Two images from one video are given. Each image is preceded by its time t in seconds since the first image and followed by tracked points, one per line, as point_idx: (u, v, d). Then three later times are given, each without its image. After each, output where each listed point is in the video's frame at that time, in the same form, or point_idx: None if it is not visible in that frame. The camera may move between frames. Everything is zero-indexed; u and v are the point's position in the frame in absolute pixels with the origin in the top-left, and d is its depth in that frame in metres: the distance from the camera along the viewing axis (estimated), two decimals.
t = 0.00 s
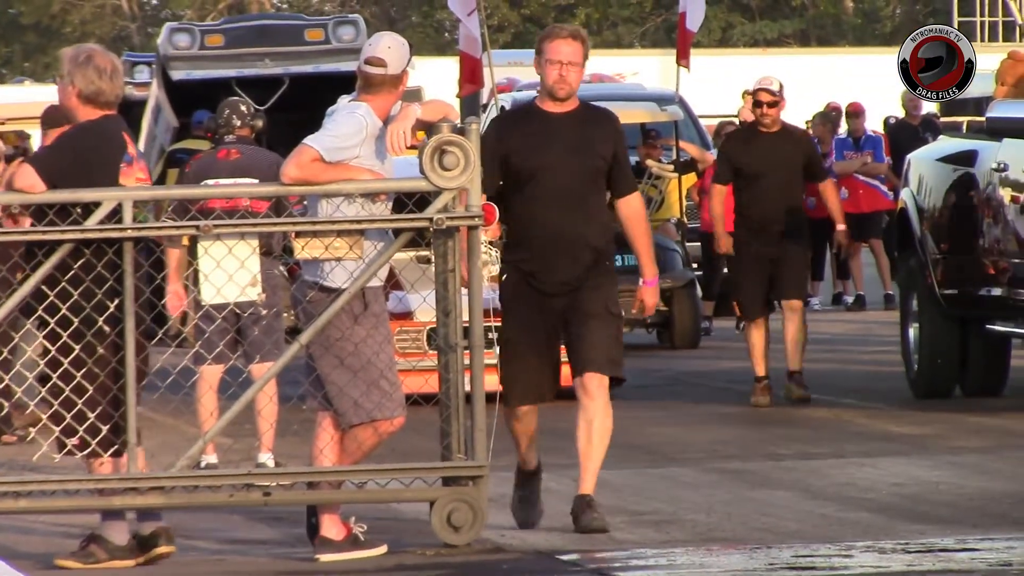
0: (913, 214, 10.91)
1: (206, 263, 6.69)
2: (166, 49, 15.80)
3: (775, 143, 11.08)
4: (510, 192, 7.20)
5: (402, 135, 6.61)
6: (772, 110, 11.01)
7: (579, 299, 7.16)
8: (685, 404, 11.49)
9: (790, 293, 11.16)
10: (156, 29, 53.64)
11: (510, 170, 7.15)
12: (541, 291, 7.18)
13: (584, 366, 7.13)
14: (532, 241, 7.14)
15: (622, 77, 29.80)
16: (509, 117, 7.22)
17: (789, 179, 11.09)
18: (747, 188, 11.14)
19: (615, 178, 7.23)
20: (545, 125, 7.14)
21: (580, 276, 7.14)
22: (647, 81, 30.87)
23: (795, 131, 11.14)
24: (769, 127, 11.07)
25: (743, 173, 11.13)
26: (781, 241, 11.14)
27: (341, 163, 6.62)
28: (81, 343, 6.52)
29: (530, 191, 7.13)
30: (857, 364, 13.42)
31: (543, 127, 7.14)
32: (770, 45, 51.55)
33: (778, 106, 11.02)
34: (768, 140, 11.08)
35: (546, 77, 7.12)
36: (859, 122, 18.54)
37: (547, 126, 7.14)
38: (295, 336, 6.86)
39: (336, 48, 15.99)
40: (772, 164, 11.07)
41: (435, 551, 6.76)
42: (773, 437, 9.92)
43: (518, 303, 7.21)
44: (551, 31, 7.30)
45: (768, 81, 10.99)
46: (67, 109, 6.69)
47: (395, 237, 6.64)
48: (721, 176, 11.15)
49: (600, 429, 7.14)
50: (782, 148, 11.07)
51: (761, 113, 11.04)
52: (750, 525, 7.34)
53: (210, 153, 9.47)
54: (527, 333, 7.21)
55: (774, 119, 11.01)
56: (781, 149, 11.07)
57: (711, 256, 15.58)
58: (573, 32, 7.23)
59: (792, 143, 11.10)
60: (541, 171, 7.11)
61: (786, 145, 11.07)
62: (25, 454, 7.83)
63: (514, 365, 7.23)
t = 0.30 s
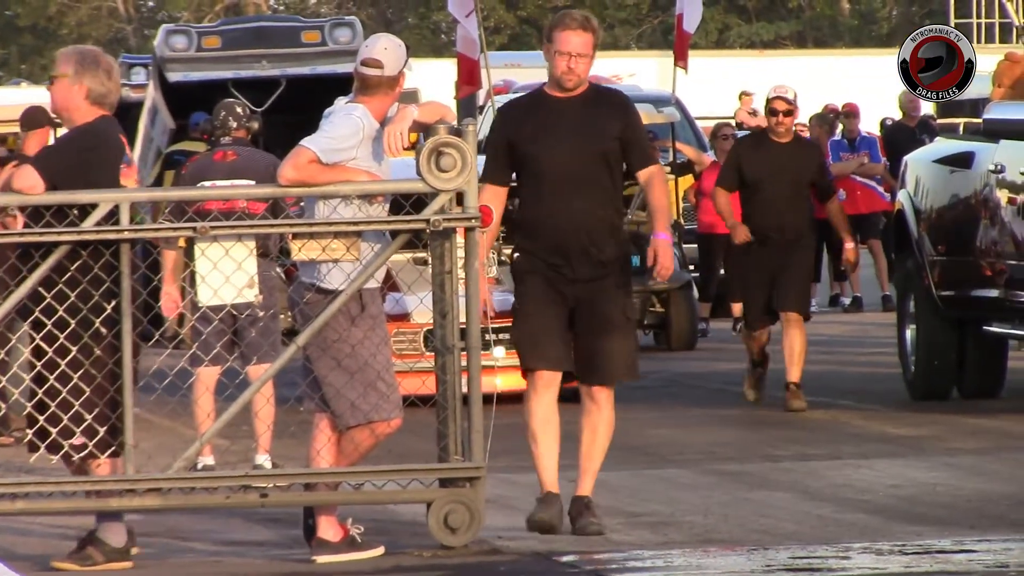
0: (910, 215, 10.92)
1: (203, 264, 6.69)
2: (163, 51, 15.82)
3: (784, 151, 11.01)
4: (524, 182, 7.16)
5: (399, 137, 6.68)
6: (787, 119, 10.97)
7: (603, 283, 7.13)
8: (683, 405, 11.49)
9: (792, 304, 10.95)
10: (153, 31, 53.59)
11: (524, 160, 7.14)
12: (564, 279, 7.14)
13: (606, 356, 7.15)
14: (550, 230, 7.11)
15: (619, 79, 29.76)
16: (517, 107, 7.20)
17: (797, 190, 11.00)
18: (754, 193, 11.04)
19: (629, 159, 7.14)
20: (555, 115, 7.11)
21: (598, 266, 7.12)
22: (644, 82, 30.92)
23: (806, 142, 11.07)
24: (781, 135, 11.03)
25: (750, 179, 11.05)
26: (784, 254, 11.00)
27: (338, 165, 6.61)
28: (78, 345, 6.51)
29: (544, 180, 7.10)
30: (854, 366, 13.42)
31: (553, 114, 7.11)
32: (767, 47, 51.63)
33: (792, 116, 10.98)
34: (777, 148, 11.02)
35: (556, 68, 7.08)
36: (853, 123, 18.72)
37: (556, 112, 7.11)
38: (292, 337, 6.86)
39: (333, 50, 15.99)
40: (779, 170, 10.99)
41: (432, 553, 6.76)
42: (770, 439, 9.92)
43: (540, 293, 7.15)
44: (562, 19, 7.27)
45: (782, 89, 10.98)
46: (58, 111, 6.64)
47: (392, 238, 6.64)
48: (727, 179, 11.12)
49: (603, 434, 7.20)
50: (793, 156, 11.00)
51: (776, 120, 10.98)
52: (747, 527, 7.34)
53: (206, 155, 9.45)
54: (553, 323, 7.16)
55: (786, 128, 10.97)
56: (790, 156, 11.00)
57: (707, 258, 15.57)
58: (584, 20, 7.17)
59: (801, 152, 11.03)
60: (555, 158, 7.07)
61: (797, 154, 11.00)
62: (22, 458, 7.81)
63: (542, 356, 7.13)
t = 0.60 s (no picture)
0: (907, 213, 10.93)
1: (201, 263, 6.69)
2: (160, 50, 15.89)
3: (781, 150, 10.89)
4: (526, 197, 6.95)
5: (396, 135, 6.64)
6: (779, 123, 10.87)
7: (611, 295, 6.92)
8: (679, 404, 11.50)
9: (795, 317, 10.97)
10: (150, 29, 53.55)
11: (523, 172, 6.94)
12: (571, 294, 6.93)
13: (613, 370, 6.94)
14: (556, 245, 6.89)
15: (616, 77, 29.75)
16: (515, 121, 6.99)
17: (796, 187, 10.86)
18: (754, 195, 10.92)
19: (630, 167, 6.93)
20: (553, 125, 6.91)
21: (600, 277, 6.91)
22: (641, 81, 30.99)
23: (805, 137, 10.94)
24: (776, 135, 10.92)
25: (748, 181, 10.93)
26: (788, 255, 10.88)
27: (336, 163, 6.61)
28: (75, 344, 6.52)
29: (547, 195, 6.88)
30: (850, 364, 13.44)
31: (551, 126, 6.91)
32: (764, 45, 51.68)
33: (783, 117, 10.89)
34: (775, 147, 10.90)
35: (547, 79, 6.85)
36: (850, 120, 18.75)
37: (555, 124, 6.90)
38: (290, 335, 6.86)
39: (330, 48, 15.99)
40: (779, 169, 10.86)
41: (429, 551, 6.76)
42: (767, 437, 9.92)
43: (547, 309, 6.93)
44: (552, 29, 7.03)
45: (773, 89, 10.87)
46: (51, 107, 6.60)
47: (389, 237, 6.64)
48: (723, 182, 11.05)
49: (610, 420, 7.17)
50: (790, 154, 10.88)
51: (767, 125, 10.88)
52: (745, 525, 7.35)
53: (202, 153, 9.46)
54: (562, 339, 6.94)
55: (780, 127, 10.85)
56: (787, 155, 10.87)
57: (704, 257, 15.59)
58: (574, 29, 6.93)
59: (799, 149, 10.90)
60: (557, 170, 6.86)
61: (794, 152, 10.88)
62: (20, 456, 7.81)
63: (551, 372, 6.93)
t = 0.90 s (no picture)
0: (906, 206, 10.92)
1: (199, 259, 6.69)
2: (159, 45, 15.84)
3: (778, 136, 10.88)
4: (535, 182, 6.91)
5: (395, 129, 6.62)
6: (776, 109, 10.87)
7: (612, 282, 6.92)
8: (678, 398, 11.49)
9: (796, 292, 10.89)
10: (148, 24, 53.46)
11: (532, 157, 6.89)
12: (572, 280, 6.92)
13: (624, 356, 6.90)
14: (562, 230, 6.87)
15: (615, 71, 29.70)
16: (525, 99, 6.93)
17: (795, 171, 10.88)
18: (751, 180, 10.91)
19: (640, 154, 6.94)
20: (563, 109, 6.86)
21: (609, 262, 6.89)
22: (639, 76, 31.02)
23: (799, 124, 10.97)
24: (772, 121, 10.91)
25: (745, 167, 10.92)
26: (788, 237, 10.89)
27: (335, 158, 6.59)
28: (75, 339, 6.51)
29: (555, 179, 6.85)
30: (848, 358, 13.43)
31: (562, 108, 6.85)
32: (762, 39, 51.68)
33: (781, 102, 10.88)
34: (772, 133, 10.89)
35: (562, 66, 6.81)
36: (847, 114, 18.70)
37: (566, 106, 6.85)
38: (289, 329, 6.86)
39: (330, 43, 15.96)
40: (775, 154, 10.85)
41: (429, 546, 6.76)
42: (765, 431, 9.92)
43: (549, 293, 6.94)
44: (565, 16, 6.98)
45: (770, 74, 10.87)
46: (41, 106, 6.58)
47: (389, 231, 6.62)
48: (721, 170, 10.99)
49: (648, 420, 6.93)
50: (787, 139, 10.88)
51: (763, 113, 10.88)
52: (745, 519, 7.34)
53: (201, 148, 9.44)
54: (559, 322, 6.98)
55: (777, 112, 10.85)
56: (784, 141, 10.87)
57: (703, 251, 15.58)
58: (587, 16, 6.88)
59: (795, 135, 10.92)
60: (566, 155, 6.83)
61: (793, 137, 10.89)
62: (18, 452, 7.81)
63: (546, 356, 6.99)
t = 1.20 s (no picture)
0: (904, 205, 10.92)
1: (197, 259, 6.73)
2: (156, 46, 15.84)
3: (788, 149, 10.73)
4: (552, 187, 6.88)
5: (395, 129, 6.64)
6: (793, 113, 10.73)
7: (627, 290, 6.85)
8: (676, 398, 11.49)
9: (793, 298, 10.68)
10: (145, 26, 53.40)
11: (548, 161, 6.86)
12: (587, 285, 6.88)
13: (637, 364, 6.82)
14: (576, 238, 6.82)
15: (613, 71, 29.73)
16: (543, 104, 6.89)
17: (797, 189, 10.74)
18: (757, 188, 10.80)
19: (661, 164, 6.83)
20: (582, 117, 6.80)
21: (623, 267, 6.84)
22: (638, 77, 31.04)
23: (812, 138, 10.80)
24: (785, 133, 10.77)
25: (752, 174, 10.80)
26: (784, 248, 10.78)
27: (331, 158, 6.60)
28: (73, 340, 6.51)
29: (568, 186, 6.81)
30: (846, 358, 13.43)
31: (579, 115, 6.80)
32: (760, 39, 51.69)
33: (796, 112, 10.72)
34: (784, 145, 10.74)
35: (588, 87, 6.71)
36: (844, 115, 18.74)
37: (582, 114, 6.80)
38: (286, 331, 6.86)
39: (325, 44, 16.01)
40: (781, 165, 10.72)
41: (427, 546, 6.76)
42: (763, 431, 9.92)
43: (564, 299, 6.89)
44: (590, 28, 6.79)
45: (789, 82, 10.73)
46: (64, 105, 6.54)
47: (387, 232, 6.63)
48: (727, 172, 10.83)
49: (653, 432, 6.83)
50: (795, 154, 10.72)
51: (780, 115, 10.73)
52: (743, 518, 7.35)
53: (197, 149, 9.45)
54: (577, 330, 6.91)
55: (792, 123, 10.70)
56: (793, 155, 10.72)
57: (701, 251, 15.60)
58: (614, 38, 6.71)
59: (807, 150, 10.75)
60: (581, 164, 6.78)
61: (800, 152, 10.71)
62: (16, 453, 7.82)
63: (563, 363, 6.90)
